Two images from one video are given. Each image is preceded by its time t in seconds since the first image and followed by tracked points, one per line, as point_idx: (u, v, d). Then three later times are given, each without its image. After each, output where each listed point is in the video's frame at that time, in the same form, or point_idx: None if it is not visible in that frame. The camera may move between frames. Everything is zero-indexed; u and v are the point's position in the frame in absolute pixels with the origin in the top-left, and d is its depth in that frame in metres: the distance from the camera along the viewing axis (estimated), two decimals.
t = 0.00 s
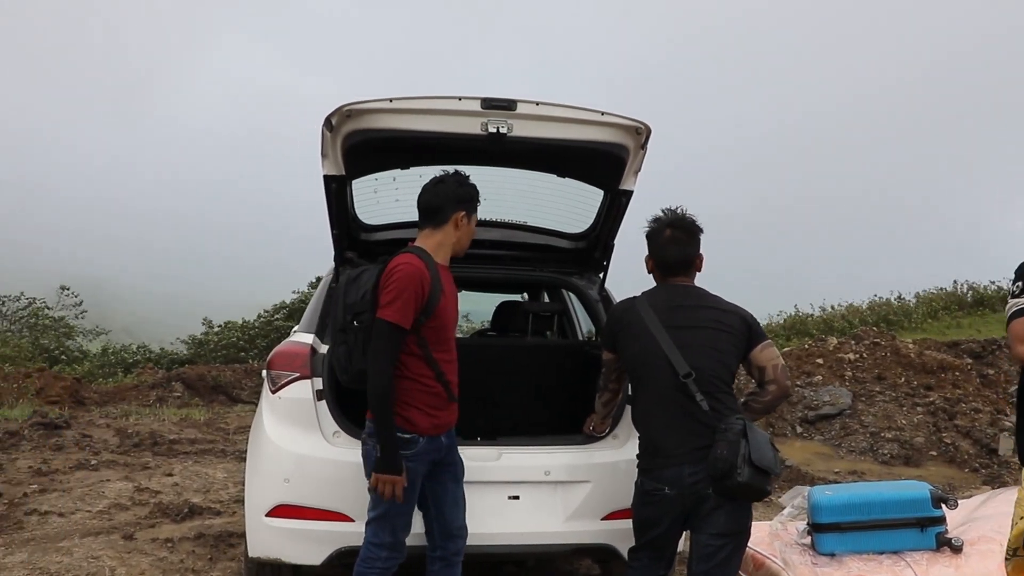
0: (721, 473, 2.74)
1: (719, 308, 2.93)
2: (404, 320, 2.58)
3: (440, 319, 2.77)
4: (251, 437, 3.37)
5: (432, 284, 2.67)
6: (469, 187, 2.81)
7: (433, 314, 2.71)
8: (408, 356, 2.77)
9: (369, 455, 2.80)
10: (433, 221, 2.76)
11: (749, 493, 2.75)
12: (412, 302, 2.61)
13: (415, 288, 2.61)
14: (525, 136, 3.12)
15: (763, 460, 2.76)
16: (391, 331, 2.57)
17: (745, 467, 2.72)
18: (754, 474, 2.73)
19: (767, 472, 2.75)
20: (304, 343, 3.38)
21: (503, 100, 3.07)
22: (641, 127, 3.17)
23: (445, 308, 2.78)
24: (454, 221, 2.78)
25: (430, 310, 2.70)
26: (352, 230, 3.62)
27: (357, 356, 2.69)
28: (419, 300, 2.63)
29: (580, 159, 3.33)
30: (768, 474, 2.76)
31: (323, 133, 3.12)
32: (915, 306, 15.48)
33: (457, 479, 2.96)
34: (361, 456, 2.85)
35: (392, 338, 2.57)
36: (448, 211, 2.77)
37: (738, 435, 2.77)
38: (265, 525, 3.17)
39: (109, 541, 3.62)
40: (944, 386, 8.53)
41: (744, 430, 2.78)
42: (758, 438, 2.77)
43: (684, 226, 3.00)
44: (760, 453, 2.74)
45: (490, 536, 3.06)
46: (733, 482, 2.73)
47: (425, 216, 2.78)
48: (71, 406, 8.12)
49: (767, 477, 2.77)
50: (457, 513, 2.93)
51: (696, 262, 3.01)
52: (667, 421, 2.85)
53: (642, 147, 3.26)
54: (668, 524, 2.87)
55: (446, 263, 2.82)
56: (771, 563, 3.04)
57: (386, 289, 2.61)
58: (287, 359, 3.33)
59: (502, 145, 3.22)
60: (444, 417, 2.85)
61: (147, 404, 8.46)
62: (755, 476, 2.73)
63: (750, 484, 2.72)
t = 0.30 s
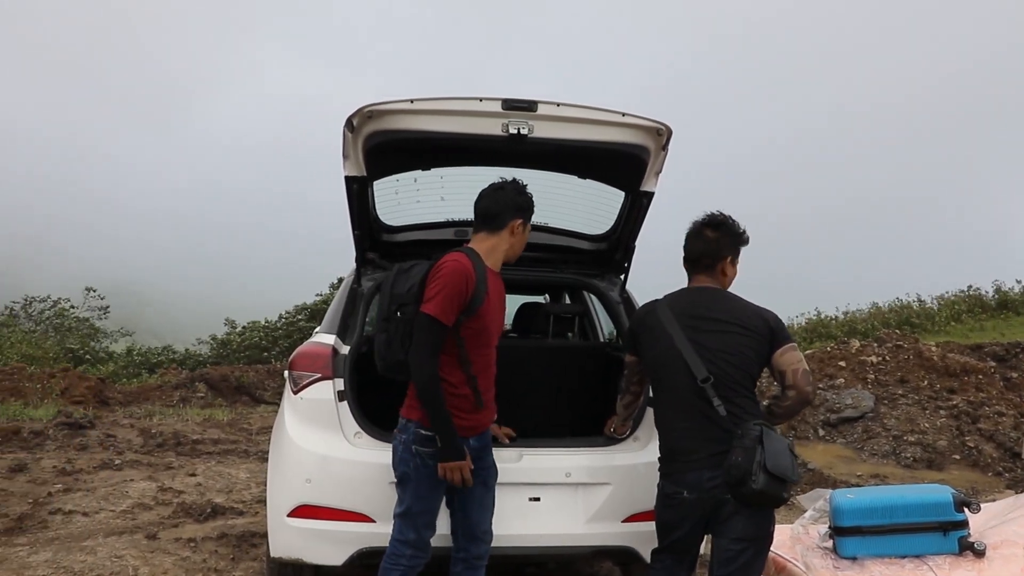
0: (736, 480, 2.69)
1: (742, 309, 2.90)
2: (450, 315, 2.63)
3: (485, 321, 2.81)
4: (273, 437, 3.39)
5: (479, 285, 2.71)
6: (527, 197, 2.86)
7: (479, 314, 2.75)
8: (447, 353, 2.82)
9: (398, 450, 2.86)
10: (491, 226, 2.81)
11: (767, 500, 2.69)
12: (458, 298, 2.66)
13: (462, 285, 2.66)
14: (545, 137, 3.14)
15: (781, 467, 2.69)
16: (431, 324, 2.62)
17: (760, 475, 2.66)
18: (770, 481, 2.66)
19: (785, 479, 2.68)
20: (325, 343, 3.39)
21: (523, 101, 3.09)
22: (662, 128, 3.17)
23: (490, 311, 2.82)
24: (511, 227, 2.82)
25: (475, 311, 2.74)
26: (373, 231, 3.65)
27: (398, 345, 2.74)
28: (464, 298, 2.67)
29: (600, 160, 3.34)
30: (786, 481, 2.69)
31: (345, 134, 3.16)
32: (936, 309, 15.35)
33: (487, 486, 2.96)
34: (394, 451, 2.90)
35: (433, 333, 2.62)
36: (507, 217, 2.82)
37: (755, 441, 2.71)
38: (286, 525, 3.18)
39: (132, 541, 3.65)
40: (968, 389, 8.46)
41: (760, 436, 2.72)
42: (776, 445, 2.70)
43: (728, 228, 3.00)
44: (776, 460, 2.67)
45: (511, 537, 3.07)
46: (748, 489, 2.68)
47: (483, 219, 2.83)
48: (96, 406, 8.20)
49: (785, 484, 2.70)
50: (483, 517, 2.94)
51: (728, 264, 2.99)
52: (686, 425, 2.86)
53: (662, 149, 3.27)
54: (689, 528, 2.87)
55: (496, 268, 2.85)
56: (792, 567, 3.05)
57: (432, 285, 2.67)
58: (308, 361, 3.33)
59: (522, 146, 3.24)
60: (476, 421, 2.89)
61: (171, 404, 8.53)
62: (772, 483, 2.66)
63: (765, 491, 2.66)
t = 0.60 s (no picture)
0: (750, 485, 2.71)
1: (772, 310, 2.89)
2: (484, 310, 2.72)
3: (522, 326, 2.88)
4: (301, 438, 3.44)
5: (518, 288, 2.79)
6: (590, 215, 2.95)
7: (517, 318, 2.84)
8: (480, 352, 2.89)
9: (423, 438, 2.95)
10: (548, 235, 2.92)
11: (782, 507, 2.68)
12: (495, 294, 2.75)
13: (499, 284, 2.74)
14: (569, 138, 3.17)
15: (799, 474, 2.67)
16: (463, 318, 2.71)
17: (774, 481, 2.66)
18: (786, 488, 2.65)
19: (801, 487, 2.66)
20: (351, 345, 3.42)
21: (548, 103, 3.13)
22: (686, 129, 3.18)
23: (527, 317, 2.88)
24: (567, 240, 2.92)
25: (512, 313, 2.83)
26: (399, 234, 3.69)
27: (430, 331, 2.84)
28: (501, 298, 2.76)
29: (624, 161, 3.35)
30: (804, 489, 2.67)
31: (371, 136, 3.21)
32: (962, 309, 15.19)
33: (512, 488, 3.03)
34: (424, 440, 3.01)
35: (464, 326, 2.70)
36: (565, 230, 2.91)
37: (772, 447, 2.73)
38: (314, 525, 3.22)
39: (163, 539, 3.72)
40: (994, 392, 8.38)
41: (778, 442, 2.73)
42: (793, 451, 2.70)
43: (773, 229, 2.98)
44: (793, 466, 2.66)
45: (536, 540, 3.11)
46: (763, 495, 2.68)
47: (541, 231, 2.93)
48: (127, 405, 8.33)
49: (804, 492, 2.68)
50: (509, 519, 2.99)
51: (764, 264, 2.97)
52: (707, 428, 2.90)
53: (686, 150, 3.27)
54: (713, 531, 2.88)
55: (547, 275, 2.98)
56: (816, 571, 3.04)
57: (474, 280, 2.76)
58: (335, 362, 3.37)
59: (547, 147, 3.27)
60: (490, 427, 2.95)
61: (200, 403, 8.64)
62: (788, 490, 2.65)
63: (780, 498, 2.66)
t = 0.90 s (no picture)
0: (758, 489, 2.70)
1: (805, 307, 2.85)
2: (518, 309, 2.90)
3: (557, 330, 3.01)
4: (337, 438, 3.49)
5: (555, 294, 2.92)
6: (640, 229, 3.01)
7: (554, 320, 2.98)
8: (517, 353, 3.04)
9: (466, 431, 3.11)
10: (595, 244, 3.04)
11: (790, 513, 2.63)
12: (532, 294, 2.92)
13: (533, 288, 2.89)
14: (602, 140, 3.20)
15: (807, 480, 2.61)
16: (495, 317, 2.87)
17: (777, 486, 2.63)
18: (790, 494, 2.60)
19: (807, 493, 2.59)
20: (387, 346, 3.47)
21: (581, 105, 3.17)
22: (718, 131, 3.19)
23: (562, 323, 3.01)
24: (612, 252, 3.02)
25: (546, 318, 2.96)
26: (433, 236, 3.74)
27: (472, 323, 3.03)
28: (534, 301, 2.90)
29: (656, 163, 3.37)
30: (812, 496, 2.60)
31: (406, 139, 3.26)
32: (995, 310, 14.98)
33: (550, 488, 3.11)
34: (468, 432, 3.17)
35: (495, 325, 2.86)
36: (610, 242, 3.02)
37: (781, 451, 2.71)
38: (350, 524, 3.28)
39: (202, 535, 3.81)
40: None
41: (788, 447, 2.70)
42: (799, 456, 2.65)
43: (806, 224, 2.93)
44: (797, 471, 2.62)
45: (568, 541, 3.14)
46: (769, 500, 2.66)
47: (588, 239, 3.05)
48: (166, 403, 8.50)
49: (813, 499, 2.60)
50: (547, 518, 3.05)
51: (796, 260, 2.95)
52: (732, 428, 2.95)
53: (718, 151, 3.29)
54: (744, 533, 2.90)
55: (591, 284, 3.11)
56: None
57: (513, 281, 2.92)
58: (371, 363, 3.43)
59: (579, 149, 3.30)
60: (517, 425, 3.08)
61: (236, 401, 8.78)
62: (792, 496, 2.60)
63: (784, 503, 2.61)
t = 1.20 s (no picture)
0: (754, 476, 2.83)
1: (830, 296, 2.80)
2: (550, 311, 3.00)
3: (593, 337, 3.06)
4: (379, 436, 3.54)
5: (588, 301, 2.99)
6: (674, 239, 3.02)
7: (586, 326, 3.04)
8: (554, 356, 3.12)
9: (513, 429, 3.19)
10: (631, 252, 3.08)
11: (775, 500, 2.73)
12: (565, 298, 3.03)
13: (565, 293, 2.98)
14: (642, 140, 3.21)
15: (790, 471, 2.68)
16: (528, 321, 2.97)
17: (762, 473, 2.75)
18: (771, 482, 2.71)
19: (784, 484, 2.66)
20: (428, 346, 3.51)
21: (621, 106, 3.18)
22: (758, 131, 3.19)
23: (598, 329, 3.06)
24: (645, 260, 3.05)
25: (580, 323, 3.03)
26: (474, 237, 3.77)
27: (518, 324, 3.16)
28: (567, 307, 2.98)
29: (696, 163, 3.37)
30: (792, 486, 2.66)
31: (448, 141, 3.29)
32: None
33: (587, 480, 3.14)
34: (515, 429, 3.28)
35: (527, 329, 2.96)
36: (645, 250, 3.05)
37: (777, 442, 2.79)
38: (393, 522, 3.32)
39: (247, 531, 3.88)
40: None
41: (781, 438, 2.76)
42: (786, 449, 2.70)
43: (826, 210, 2.96)
44: (778, 462, 2.70)
45: (608, 541, 3.15)
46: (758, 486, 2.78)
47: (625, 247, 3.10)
48: (209, 401, 8.65)
49: (794, 490, 2.66)
50: (589, 512, 3.05)
51: (818, 246, 2.97)
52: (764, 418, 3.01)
53: (758, 151, 3.28)
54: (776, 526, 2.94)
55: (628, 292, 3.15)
56: None
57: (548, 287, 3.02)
58: (413, 362, 3.47)
59: (619, 149, 3.31)
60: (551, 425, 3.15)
61: (277, 399, 8.92)
62: (773, 485, 2.70)
63: (767, 491, 2.72)
